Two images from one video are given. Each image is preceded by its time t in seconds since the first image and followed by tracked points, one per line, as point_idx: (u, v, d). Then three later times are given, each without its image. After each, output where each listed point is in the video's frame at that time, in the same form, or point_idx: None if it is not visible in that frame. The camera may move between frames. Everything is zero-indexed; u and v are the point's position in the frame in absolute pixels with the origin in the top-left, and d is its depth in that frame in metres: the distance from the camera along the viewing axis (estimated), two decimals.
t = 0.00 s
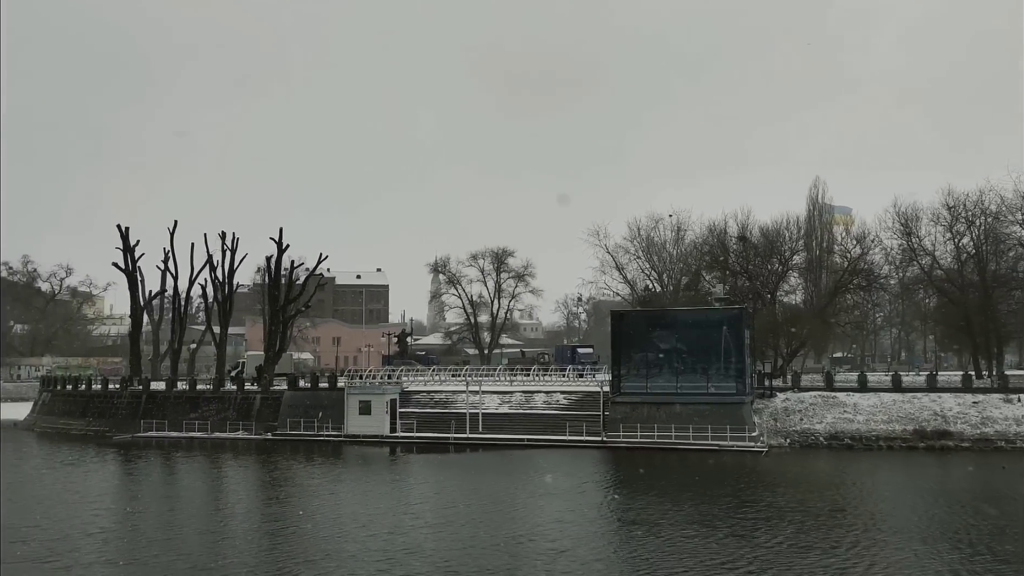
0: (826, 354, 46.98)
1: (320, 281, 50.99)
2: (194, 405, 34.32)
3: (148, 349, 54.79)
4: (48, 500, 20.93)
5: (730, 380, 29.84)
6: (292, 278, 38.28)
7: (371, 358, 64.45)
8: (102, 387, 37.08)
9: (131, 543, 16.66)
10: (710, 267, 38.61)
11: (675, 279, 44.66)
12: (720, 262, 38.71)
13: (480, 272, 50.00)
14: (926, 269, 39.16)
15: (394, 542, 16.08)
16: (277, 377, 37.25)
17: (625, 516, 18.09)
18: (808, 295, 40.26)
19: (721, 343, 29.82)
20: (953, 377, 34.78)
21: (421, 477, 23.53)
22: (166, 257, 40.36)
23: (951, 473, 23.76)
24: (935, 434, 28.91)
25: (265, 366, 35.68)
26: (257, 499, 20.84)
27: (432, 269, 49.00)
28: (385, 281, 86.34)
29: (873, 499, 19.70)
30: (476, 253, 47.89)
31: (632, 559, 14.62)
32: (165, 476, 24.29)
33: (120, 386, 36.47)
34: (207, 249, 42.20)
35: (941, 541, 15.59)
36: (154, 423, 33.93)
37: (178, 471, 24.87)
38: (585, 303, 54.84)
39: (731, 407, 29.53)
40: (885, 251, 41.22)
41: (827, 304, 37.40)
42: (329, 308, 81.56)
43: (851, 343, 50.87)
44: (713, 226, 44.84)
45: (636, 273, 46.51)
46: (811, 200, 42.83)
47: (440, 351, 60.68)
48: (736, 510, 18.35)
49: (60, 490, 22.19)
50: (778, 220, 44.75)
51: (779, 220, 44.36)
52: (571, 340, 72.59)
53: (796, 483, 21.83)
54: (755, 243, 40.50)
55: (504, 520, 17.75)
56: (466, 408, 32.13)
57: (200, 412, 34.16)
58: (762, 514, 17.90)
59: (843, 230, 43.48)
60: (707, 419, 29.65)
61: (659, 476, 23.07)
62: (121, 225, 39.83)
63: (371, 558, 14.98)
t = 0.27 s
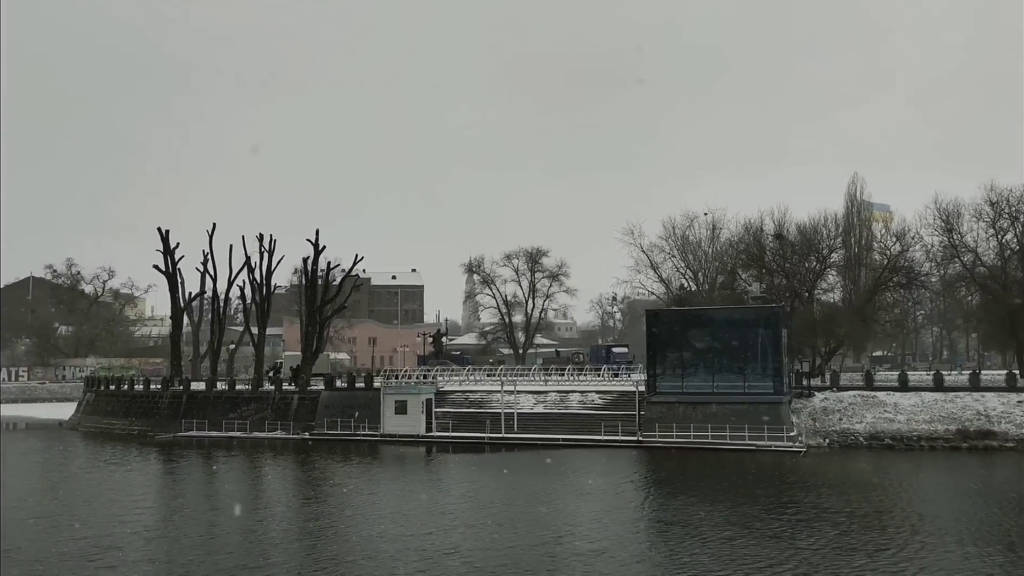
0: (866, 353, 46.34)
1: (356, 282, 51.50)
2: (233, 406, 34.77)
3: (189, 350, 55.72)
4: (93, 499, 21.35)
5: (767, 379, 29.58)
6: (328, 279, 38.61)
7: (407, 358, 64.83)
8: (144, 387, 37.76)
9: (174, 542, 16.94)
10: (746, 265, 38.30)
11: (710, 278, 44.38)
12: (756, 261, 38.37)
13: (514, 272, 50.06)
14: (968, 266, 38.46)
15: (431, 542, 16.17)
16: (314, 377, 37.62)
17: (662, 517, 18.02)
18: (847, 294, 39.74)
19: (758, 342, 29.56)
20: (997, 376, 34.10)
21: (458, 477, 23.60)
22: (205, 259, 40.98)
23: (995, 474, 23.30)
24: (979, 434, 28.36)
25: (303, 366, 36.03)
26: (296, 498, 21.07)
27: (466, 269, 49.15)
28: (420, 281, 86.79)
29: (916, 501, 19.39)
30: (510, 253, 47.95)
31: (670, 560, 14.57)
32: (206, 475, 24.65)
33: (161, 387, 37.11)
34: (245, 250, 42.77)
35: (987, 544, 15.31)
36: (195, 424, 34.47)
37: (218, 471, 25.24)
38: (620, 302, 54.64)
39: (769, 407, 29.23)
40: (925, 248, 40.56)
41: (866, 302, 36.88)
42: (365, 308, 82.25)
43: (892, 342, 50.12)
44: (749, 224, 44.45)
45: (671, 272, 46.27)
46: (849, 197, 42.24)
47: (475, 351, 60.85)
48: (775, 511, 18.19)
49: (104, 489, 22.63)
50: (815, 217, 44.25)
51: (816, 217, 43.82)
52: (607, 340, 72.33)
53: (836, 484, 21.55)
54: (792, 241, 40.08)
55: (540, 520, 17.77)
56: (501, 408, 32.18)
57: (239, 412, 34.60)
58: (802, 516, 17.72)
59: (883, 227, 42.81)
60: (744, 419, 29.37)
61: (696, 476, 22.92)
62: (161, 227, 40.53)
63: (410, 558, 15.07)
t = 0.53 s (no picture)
0: (904, 355, 45.66)
1: (389, 284, 51.85)
2: (268, 405, 35.15)
3: (225, 350, 56.50)
4: (133, 497, 21.70)
5: (803, 380, 29.23)
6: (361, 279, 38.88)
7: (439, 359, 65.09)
8: (181, 387, 38.34)
9: (212, 540, 17.16)
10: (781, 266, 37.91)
11: (744, 278, 44.05)
12: (790, 261, 37.96)
13: (546, 273, 50.02)
14: (1009, 265, 37.72)
15: (466, 543, 16.20)
16: (347, 377, 37.89)
17: (696, 519, 17.91)
18: (884, 294, 39.18)
19: (792, 342, 29.22)
20: None
21: (490, 478, 23.62)
22: (240, 260, 41.49)
23: None
24: (1021, 437, 27.81)
25: (336, 367, 36.31)
26: (330, 498, 21.24)
27: (498, 270, 49.20)
28: (453, 282, 87.09)
29: (955, 504, 19.06)
30: (542, 254, 47.95)
31: (705, 564, 14.47)
32: (241, 474, 24.94)
33: (198, 386, 37.65)
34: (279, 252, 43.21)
35: None
36: (231, 423, 34.90)
37: (254, 470, 25.53)
38: (652, 303, 54.39)
39: (804, 409, 28.88)
40: (965, 248, 39.84)
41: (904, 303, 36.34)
42: (398, 309, 82.79)
43: (930, 343, 49.34)
44: (784, 224, 44.01)
45: (704, 273, 45.98)
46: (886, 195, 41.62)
47: (507, 352, 60.92)
48: (811, 514, 18.00)
49: (143, 487, 22.99)
50: (851, 217, 43.72)
51: (852, 216, 43.24)
52: (639, 340, 72.00)
53: (873, 487, 21.26)
54: (827, 241, 39.60)
55: (573, 522, 17.73)
56: (534, 409, 32.16)
57: (273, 412, 34.97)
58: (839, 519, 17.50)
59: (921, 226, 42.13)
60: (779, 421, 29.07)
61: (731, 478, 22.73)
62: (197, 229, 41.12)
63: (445, 559, 15.11)
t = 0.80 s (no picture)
0: (936, 355, 45.03)
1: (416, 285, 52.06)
2: (298, 406, 35.34)
3: (255, 352, 57.16)
4: (164, 497, 21.99)
5: (833, 381, 28.85)
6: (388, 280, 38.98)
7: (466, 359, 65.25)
8: (212, 388, 38.77)
9: (241, 540, 17.36)
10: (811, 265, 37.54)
11: (773, 278, 43.76)
12: (820, 261, 37.58)
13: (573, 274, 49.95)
14: None
15: (492, 544, 16.23)
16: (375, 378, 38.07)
17: (725, 521, 17.82)
18: (916, 293, 38.67)
19: (822, 342, 28.92)
20: None
21: (517, 479, 23.64)
22: (270, 262, 41.89)
23: None
24: None
25: (364, 368, 36.50)
26: (358, 498, 21.38)
27: (525, 270, 49.21)
28: (480, 283, 87.21)
29: (990, 507, 18.78)
30: (569, 255, 47.87)
31: (733, 567, 14.39)
32: (270, 475, 25.18)
33: (228, 387, 38.01)
34: (307, 254, 43.54)
35: None
36: (261, 424, 35.23)
37: (283, 471, 25.76)
38: (680, 303, 54.12)
39: (835, 410, 28.52)
40: (999, 246, 39.20)
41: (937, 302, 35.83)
42: (426, 310, 83.14)
43: (963, 342, 48.63)
44: (813, 223, 43.58)
45: (733, 273, 45.69)
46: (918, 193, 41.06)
47: (534, 353, 60.94)
48: (842, 517, 17.82)
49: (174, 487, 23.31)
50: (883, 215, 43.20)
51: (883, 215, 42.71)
52: (667, 340, 71.64)
53: (905, 489, 21.01)
54: (858, 240, 39.16)
55: (600, 524, 17.70)
56: (561, 410, 32.11)
57: (303, 413, 35.16)
58: (870, 522, 17.31)
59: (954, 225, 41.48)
60: (809, 421, 28.77)
61: (761, 480, 22.53)
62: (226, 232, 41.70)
63: (472, 560, 15.18)
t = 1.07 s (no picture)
0: (972, 354, 44.32)
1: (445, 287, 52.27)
2: (328, 408, 35.57)
3: (286, 355, 57.73)
4: (198, 499, 22.26)
5: (866, 381, 28.49)
6: (417, 282, 39.12)
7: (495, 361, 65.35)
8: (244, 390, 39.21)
9: (272, 541, 17.58)
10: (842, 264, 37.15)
11: (803, 277, 43.40)
12: (851, 259, 37.17)
13: (601, 274, 49.82)
14: None
15: (522, 546, 16.27)
16: (405, 380, 38.23)
17: (758, 523, 17.70)
18: (950, 291, 38.11)
19: (854, 342, 28.63)
20: None
21: (548, 481, 23.64)
22: (300, 266, 42.28)
23: None
24: None
25: (394, 370, 36.70)
26: (388, 500, 21.54)
27: (553, 271, 49.18)
28: (508, 284, 87.26)
29: None
30: (597, 255, 47.73)
31: (767, 569, 14.30)
32: (302, 476, 25.41)
33: (260, 390, 38.38)
34: (337, 257, 43.88)
35: None
36: (292, 426, 35.56)
37: (315, 472, 25.99)
38: (710, 304, 53.80)
39: (868, 410, 28.15)
40: None
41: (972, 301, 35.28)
42: (454, 312, 83.41)
43: (1000, 341, 47.83)
44: (844, 222, 43.11)
45: (762, 272, 45.35)
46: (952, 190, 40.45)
47: (563, 354, 60.88)
48: (878, 519, 17.62)
49: (207, 489, 23.65)
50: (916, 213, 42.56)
51: (916, 212, 42.13)
52: (697, 341, 71.19)
53: (942, 491, 20.72)
54: (890, 238, 38.67)
55: (631, 526, 17.65)
56: (590, 411, 32.06)
57: (333, 414, 35.40)
58: (906, 523, 17.10)
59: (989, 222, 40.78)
60: (842, 422, 28.43)
61: (793, 481, 22.33)
62: (257, 236, 42.21)
63: (501, 561, 15.24)
